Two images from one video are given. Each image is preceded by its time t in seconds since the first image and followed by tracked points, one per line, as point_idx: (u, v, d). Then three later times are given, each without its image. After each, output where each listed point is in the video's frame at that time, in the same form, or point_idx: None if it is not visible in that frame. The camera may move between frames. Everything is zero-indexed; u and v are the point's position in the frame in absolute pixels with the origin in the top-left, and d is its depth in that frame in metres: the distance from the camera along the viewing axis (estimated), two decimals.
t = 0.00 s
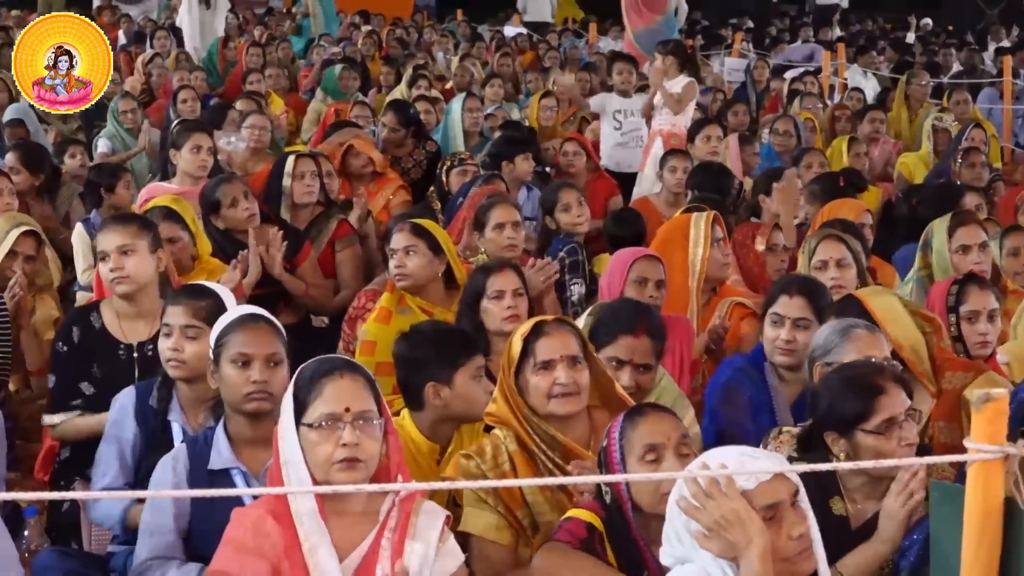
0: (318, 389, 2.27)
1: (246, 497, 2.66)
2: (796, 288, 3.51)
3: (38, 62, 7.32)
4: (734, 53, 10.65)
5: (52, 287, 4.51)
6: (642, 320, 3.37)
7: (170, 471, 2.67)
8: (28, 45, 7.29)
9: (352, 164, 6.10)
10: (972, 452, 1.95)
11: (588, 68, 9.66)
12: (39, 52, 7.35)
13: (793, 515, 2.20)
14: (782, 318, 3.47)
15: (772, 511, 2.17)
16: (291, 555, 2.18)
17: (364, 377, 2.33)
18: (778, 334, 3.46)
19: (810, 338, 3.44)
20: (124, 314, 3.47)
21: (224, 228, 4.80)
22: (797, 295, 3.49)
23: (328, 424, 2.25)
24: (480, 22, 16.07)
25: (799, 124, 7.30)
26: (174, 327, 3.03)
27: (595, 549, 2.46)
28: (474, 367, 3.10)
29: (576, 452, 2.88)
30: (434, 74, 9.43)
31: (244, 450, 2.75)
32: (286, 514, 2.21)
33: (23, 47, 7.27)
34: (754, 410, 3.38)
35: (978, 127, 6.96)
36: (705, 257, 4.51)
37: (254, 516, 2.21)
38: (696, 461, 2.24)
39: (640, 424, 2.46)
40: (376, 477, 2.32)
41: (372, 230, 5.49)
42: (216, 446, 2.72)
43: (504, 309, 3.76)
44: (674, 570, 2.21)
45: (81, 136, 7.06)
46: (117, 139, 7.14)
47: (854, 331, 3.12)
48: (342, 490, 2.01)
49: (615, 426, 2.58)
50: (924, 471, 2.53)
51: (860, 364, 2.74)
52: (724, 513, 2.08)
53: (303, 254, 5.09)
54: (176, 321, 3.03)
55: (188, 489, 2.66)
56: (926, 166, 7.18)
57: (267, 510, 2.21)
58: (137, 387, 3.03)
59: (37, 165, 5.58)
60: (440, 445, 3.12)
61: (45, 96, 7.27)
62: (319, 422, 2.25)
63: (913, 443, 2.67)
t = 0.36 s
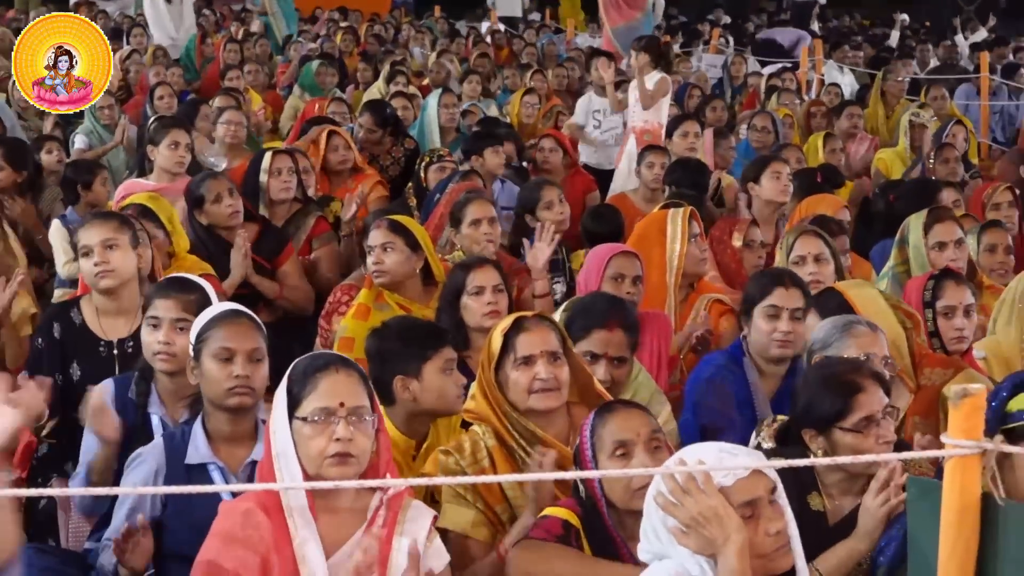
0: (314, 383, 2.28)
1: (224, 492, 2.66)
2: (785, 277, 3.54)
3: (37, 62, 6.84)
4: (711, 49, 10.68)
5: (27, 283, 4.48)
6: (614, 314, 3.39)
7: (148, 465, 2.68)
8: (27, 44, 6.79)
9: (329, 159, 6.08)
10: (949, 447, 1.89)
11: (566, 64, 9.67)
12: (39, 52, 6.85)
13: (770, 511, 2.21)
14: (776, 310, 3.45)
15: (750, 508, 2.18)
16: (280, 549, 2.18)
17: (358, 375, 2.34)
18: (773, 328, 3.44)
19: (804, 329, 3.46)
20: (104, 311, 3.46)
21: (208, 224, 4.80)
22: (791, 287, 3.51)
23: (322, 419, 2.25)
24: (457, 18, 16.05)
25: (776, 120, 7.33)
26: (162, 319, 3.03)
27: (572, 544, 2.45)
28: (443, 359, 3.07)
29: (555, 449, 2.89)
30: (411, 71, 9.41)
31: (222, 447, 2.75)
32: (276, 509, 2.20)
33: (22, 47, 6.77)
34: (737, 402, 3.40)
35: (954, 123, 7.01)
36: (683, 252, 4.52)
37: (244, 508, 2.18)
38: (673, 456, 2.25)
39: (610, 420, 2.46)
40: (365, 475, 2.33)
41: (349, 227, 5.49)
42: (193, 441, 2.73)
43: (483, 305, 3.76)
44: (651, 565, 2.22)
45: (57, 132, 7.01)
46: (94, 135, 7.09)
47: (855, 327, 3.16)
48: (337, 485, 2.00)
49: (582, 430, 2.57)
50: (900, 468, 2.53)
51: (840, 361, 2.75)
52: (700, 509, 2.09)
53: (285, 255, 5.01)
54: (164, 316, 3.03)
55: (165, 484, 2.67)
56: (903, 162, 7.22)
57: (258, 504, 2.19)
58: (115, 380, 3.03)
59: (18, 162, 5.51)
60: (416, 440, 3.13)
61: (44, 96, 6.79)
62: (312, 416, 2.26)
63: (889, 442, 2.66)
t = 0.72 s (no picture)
0: (283, 380, 2.26)
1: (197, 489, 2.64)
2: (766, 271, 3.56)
3: (36, 61, 6.47)
4: (686, 45, 10.68)
5: None
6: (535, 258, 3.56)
7: (121, 462, 2.64)
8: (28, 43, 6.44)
9: (303, 154, 6.05)
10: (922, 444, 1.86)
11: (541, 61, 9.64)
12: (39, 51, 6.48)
13: (753, 502, 2.20)
14: (767, 300, 3.46)
15: (737, 498, 2.16)
16: (253, 549, 2.17)
17: (328, 369, 2.33)
18: (767, 318, 3.44)
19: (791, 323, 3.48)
20: (85, 309, 3.45)
21: (188, 220, 4.76)
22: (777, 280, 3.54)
23: (293, 415, 2.23)
24: (431, 14, 16.01)
25: (751, 117, 7.34)
26: (139, 319, 2.99)
27: (550, 541, 2.45)
28: (418, 357, 3.05)
29: (530, 444, 2.88)
30: (384, 67, 9.38)
31: (195, 443, 2.73)
32: (248, 506, 2.19)
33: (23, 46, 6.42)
34: (712, 399, 3.39)
35: (928, 120, 7.05)
36: (658, 248, 4.52)
37: (216, 506, 2.18)
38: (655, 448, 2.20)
39: (582, 417, 2.45)
40: (337, 472, 2.31)
41: (323, 224, 5.46)
42: (166, 437, 2.70)
43: (458, 302, 3.75)
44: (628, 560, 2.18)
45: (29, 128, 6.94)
46: (67, 131, 7.02)
47: (826, 323, 3.16)
48: (312, 482, 2.00)
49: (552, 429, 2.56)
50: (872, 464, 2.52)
51: (813, 360, 2.71)
52: (689, 503, 2.03)
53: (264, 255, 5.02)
54: (142, 315, 3.00)
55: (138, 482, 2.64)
56: (876, 158, 7.25)
57: (230, 502, 2.19)
58: (82, 386, 2.97)
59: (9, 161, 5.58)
60: (389, 439, 3.11)
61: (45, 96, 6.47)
62: (283, 412, 2.23)
63: (863, 441, 2.61)
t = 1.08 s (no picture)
0: (236, 375, 2.24)
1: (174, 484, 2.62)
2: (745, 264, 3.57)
3: (36, 61, 6.15)
4: (660, 40, 10.70)
5: None
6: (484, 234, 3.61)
7: (96, 458, 2.62)
8: (27, 43, 6.09)
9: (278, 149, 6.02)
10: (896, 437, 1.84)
11: (515, 55, 9.63)
12: (38, 52, 6.14)
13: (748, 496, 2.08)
14: (744, 293, 3.46)
15: (736, 491, 2.05)
16: (215, 545, 2.14)
17: (282, 363, 2.31)
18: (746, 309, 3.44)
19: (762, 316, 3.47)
20: (44, 303, 3.40)
21: (157, 215, 4.72)
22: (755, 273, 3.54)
23: (248, 411, 2.21)
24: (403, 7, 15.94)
25: (724, 111, 7.36)
26: (114, 309, 2.96)
27: (522, 532, 2.45)
28: (394, 351, 3.04)
29: (505, 437, 2.88)
30: (357, 61, 9.34)
31: (171, 438, 2.71)
32: (209, 502, 2.17)
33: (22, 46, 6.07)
34: (685, 389, 3.40)
35: (902, 114, 7.08)
36: (631, 242, 4.50)
37: (177, 504, 2.17)
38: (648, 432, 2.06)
39: (558, 410, 2.44)
40: (298, 465, 2.31)
41: (297, 218, 5.43)
42: (143, 432, 2.68)
43: (431, 295, 3.74)
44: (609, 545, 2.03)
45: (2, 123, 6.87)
46: (40, 125, 6.96)
47: (775, 319, 3.13)
48: (267, 478, 1.97)
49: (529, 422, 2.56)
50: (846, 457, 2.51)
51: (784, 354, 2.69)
52: (685, 499, 1.91)
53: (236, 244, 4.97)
54: (118, 305, 2.97)
55: (114, 477, 2.61)
56: (850, 152, 7.27)
57: (191, 499, 2.17)
58: (56, 374, 2.95)
59: None
60: (364, 432, 3.09)
61: (43, 96, 6.21)
62: (238, 408, 2.21)
63: (838, 435, 2.61)
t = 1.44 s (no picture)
0: (203, 370, 2.23)
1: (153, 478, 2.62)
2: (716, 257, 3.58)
3: (36, 61, 6.07)
4: (640, 32, 10.70)
5: None
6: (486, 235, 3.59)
7: (75, 452, 2.61)
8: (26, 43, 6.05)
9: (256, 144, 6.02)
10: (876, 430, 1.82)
11: (495, 48, 9.61)
12: (38, 52, 6.07)
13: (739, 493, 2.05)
14: (714, 287, 3.48)
15: (729, 488, 2.02)
16: (185, 541, 2.13)
17: (250, 357, 2.29)
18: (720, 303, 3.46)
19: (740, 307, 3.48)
20: (18, 295, 3.38)
21: (130, 209, 4.70)
22: (725, 266, 3.55)
23: (214, 406, 2.21)
24: None
25: (703, 104, 7.37)
26: (104, 303, 2.93)
27: (504, 525, 2.43)
28: (386, 341, 3.08)
29: (488, 432, 2.87)
30: (336, 54, 9.30)
31: (149, 432, 2.70)
32: (179, 497, 2.15)
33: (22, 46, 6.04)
34: (661, 386, 3.40)
35: (882, 107, 7.11)
36: (611, 236, 4.51)
37: (147, 501, 2.15)
38: (654, 419, 2.06)
39: (542, 405, 2.44)
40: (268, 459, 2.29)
41: (277, 211, 5.41)
42: (122, 426, 2.68)
43: (410, 288, 3.73)
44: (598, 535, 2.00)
45: None
46: (19, 119, 6.92)
47: (732, 315, 3.14)
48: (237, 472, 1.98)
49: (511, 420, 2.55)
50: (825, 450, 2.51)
51: (763, 348, 2.70)
52: (680, 494, 1.92)
53: (211, 237, 4.98)
54: (106, 300, 2.94)
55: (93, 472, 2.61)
56: (829, 145, 7.30)
57: (161, 495, 2.16)
58: (32, 372, 2.97)
59: None
60: (351, 423, 3.08)
61: (43, 97, 6.00)
62: (204, 404, 2.21)
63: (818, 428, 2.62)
